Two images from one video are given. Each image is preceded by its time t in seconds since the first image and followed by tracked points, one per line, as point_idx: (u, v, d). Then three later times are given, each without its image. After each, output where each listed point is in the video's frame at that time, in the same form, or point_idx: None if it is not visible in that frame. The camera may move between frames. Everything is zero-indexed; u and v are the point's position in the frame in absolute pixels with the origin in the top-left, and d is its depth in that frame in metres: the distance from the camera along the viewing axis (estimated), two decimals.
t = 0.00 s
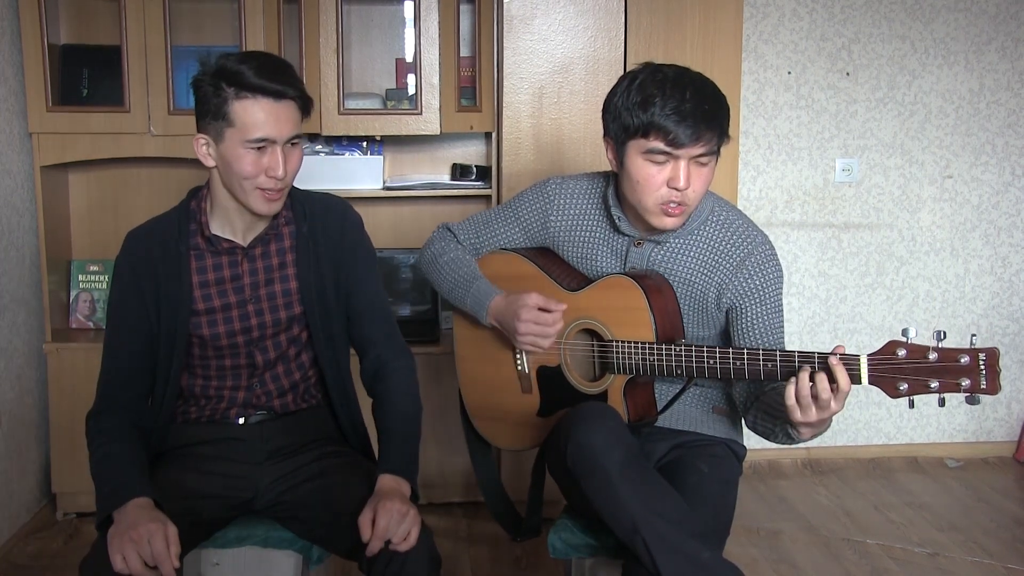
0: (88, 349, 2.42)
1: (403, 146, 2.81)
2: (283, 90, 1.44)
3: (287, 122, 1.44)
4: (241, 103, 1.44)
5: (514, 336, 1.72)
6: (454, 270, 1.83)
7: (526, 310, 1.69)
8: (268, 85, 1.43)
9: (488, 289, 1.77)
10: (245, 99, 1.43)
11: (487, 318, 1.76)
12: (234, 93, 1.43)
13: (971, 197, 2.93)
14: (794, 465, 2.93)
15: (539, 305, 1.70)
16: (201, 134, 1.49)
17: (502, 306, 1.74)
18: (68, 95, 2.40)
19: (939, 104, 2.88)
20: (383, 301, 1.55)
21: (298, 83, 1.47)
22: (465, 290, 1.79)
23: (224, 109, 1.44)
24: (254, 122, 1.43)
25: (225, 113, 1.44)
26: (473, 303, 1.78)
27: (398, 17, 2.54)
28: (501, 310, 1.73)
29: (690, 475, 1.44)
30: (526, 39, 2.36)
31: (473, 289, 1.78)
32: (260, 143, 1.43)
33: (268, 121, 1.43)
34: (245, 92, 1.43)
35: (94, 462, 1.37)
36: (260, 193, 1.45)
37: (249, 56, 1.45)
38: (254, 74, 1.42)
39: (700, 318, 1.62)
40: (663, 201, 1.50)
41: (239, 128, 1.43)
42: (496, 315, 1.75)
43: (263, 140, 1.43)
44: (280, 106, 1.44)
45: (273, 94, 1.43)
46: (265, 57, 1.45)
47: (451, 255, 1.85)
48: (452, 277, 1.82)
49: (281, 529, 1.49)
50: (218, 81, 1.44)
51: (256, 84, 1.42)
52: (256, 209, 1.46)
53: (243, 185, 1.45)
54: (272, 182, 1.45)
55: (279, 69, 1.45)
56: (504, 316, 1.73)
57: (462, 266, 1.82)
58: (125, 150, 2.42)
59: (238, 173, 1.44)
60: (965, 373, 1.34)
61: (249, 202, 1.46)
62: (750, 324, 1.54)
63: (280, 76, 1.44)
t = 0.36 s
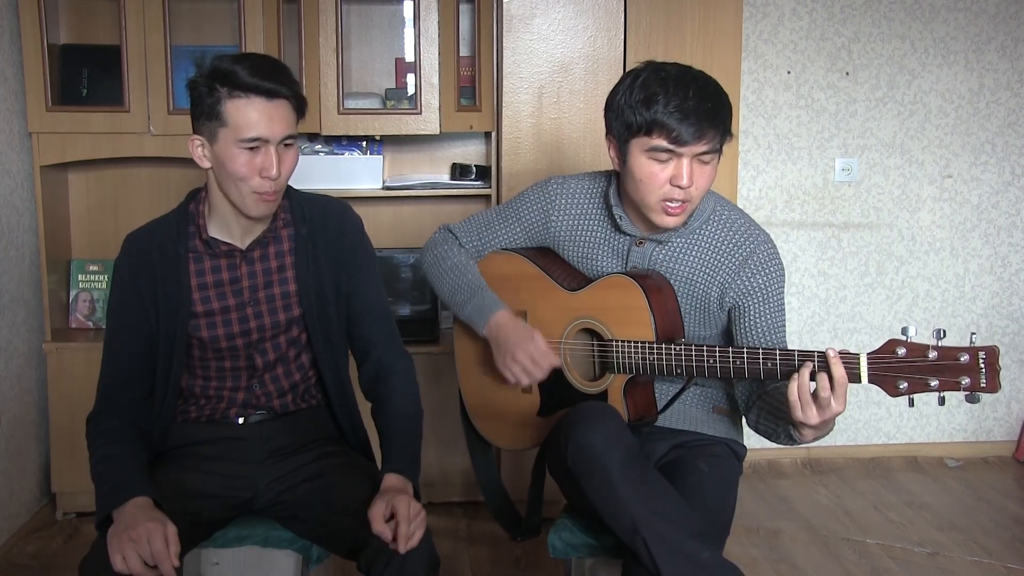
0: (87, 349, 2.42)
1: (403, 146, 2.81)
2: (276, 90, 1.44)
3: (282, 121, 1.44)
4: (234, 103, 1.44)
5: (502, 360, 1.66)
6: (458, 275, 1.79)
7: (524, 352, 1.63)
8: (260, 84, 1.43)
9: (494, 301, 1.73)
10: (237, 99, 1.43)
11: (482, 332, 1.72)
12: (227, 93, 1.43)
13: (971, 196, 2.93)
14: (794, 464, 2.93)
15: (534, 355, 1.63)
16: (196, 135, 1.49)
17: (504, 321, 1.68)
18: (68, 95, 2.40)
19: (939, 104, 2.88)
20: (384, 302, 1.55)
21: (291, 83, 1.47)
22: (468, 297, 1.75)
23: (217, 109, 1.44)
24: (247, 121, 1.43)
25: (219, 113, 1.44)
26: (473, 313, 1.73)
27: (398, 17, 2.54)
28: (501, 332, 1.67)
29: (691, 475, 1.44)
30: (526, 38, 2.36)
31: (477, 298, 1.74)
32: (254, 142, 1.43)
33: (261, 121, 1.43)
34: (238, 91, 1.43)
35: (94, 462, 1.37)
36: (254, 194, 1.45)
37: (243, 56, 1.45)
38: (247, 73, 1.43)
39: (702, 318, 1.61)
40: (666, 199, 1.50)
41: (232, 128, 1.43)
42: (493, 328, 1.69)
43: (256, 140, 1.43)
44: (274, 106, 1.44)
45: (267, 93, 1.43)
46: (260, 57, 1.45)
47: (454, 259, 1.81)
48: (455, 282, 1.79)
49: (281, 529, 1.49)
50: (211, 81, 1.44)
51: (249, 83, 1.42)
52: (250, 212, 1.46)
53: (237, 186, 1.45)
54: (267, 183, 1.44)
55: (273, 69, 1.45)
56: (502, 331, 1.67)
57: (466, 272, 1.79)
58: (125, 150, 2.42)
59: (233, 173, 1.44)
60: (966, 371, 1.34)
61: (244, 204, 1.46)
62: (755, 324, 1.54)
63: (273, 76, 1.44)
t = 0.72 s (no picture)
0: (87, 349, 2.42)
1: (403, 145, 2.81)
2: (283, 88, 1.44)
3: (287, 121, 1.44)
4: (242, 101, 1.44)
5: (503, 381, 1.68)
6: (459, 292, 1.81)
7: (528, 370, 1.65)
8: (268, 83, 1.43)
9: (496, 321, 1.74)
10: (245, 98, 1.43)
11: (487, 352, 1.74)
12: (235, 91, 1.43)
13: (971, 196, 2.93)
14: (794, 464, 2.93)
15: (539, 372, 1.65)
16: (201, 133, 1.49)
17: (506, 342, 1.70)
18: (68, 95, 2.40)
19: (938, 103, 2.88)
20: (383, 302, 1.55)
21: (297, 81, 1.47)
22: (472, 315, 1.77)
23: (225, 107, 1.44)
24: (255, 120, 1.43)
25: (226, 110, 1.44)
26: (479, 332, 1.76)
27: (398, 16, 2.54)
28: (504, 351, 1.69)
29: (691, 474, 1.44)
30: (525, 38, 2.36)
31: (480, 318, 1.76)
32: (261, 141, 1.43)
33: (270, 119, 1.43)
34: (246, 90, 1.43)
35: (94, 462, 1.37)
36: (260, 192, 1.45)
37: (249, 55, 1.45)
38: (255, 72, 1.43)
39: (703, 317, 1.62)
40: (667, 199, 1.50)
41: (240, 125, 1.43)
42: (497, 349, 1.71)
43: (265, 138, 1.43)
44: (281, 105, 1.44)
45: (274, 92, 1.43)
46: (266, 56, 1.45)
47: (454, 273, 1.82)
48: (457, 299, 1.80)
49: (281, 528, 1.49)
50: (218, 80, 1.44)
51: (256, 82, 1.42)
52: (256, 208, 1.46)
53: (243, 184, 1.45)
54: (273, 181, 1.45)
55: (280, 68, 1.45)
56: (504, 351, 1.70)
57: (467, 288, 1.80)
58: (125, 150, 2.42)
59: (240, 172, 1.44)
60: (965, 368, 1.33)
61: (249, 201, 1.46)
62: (754, 323, 1.54)
63: (281, 75, 1.44)
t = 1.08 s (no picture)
0: (87, 349, 2.42)
1: (403, 145, 2.81)
2: (274, 89, 1.43)
3: (279, 120, 1.44)
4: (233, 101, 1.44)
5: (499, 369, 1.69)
6: (451, 284, 1.81)
7: (520, 349, 1.66)
8: (259, 83, 1.42)
9: (484, 311, 1.74)
10: (237, 98, 1.43)
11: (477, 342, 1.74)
12: (226, 91, 1.43)
13: (971, 196, 2.93)
14: (794, 464, 2.93)
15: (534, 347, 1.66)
16: (196, 132, 1.50)
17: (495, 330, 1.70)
18: (68, 94, 2.40)
19: (939, 103, 2.88)
20: (384, 300, 1.55)
21: (291, 82, 1.46)
22: (462, 306, 1.77)
23: (216, 107, 1.44)
24: (246, 120, 1.42)
25: (217, 110, 1.44)
26: (468, 322, 1.76)
27: (398, 16, 2.54)
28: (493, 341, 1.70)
29: (691, 474, 1.44)
30: (526, 38, 2.36)
31: (471, 307, 1.76)
32: (249, 141, 1.43)
33: (260, 119, 1.43)
34: (237, 89, 1.43)
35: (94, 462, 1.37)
36: (251, 192, 1.45)
37: (243, 54, 1.45)
38: (248, 71, 1.42)
39: (702, 316, 1.61)
40: (654, 203, 1.50)
41: (228, 126, 1.43)
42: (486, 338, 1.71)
43: (253, 138, 1.43)
44: (272, 104, 1.43)
45: (264, 92, 1.43)
46: (260, 55, 1.45)
47: (449, 266, 1.83)
48: (449, 291, 1.81)
49: (282, 528, 1.49)
50: (212, 79, 1.44)
51: (248, 82, 1.42)
52: (248, 209, 1.46)
53: (233, 183, 1.45)
54: (262, 181, 1.44)
55: (272, 67, 1.44)
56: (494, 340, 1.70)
57: (459, 280, 1.80)
58: (126, 150, 2.42)
59: (230, 172, 1.44)
60: (965, 373, 1.34)
61: (240, 202, 1.46)
62: (752, 321, 1.54)
63: (272, 74, 1.44)
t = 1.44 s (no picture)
0: (87, 348, 2.42)
1: (403, 145, 2.81)
2: (274, 88, 1.43)
3: (280, 121, 1.44)
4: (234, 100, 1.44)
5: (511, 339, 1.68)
6: (450, 271, 1.81)
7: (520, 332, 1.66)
8: (259, 83, 1.42)
9: (488, 288, 1.74)
10: (237, 97, 1.43)
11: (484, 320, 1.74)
12: (226, 90, 1.43)
13: (971, 196, 2.93)
14: (794, 464, 2.93)
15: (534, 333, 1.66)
16: (196, 131, 1.49)
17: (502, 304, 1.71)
18: (68, 94, 2.40)
19: (939, 103, 2.88)
20: (383, 300, 1.55)
21: (291, 81, 1.46)
22: (462, 292, 1.77)
23: (217, 106, 1.44)
24: (246, 119, 1.42)
25: (218, 110, 1.44)
26: (472, 302, 1.75)
27: (398, 16, 2.54)
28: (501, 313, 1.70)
29: (690, 473, 1.45)
30: (526, 38, 2.36)
31: (473, 288, 1.75)
32: (251, 141, 1.43)
33: (261, 118, 1.43)
34: (237, 89, 1.43)
35: (94, 462, 1.37)
36: (252, 193, 1.45)
37: (244, 53, 1.45)
38: (248, 70, 1.42)
39: (698, 316, 1.62)
40: (642, 209, 1.51)
41: (230, 125, 1.43)
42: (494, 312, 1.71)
43: (253, 138, 1.43)
44: (273, 104, 1.43)
45: (265, 91, 1.43)
46: (260, 54, 1.45)
47: (448, 256, 1.83)
48: (449, 277, 1.80)
49: (281, 528, 1.49)
50: (212, 78, 1.44)
51: (248, 82, 1.42)
52: (249, 210, 1.46)
53: (235, 184, 1.45)
54: (263, 181, 1.44)
55: (271, 66, 1.44)
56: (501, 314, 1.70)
57: (459, 266, 1.80)
58: (126, 150, 2.42)
59: (231, 172, 1.44)
60: (960, 372, 1.33)
61: (241, 203, 1.46)
62: (746, 321, 1.54)
63: (271, 74, 1.44)
